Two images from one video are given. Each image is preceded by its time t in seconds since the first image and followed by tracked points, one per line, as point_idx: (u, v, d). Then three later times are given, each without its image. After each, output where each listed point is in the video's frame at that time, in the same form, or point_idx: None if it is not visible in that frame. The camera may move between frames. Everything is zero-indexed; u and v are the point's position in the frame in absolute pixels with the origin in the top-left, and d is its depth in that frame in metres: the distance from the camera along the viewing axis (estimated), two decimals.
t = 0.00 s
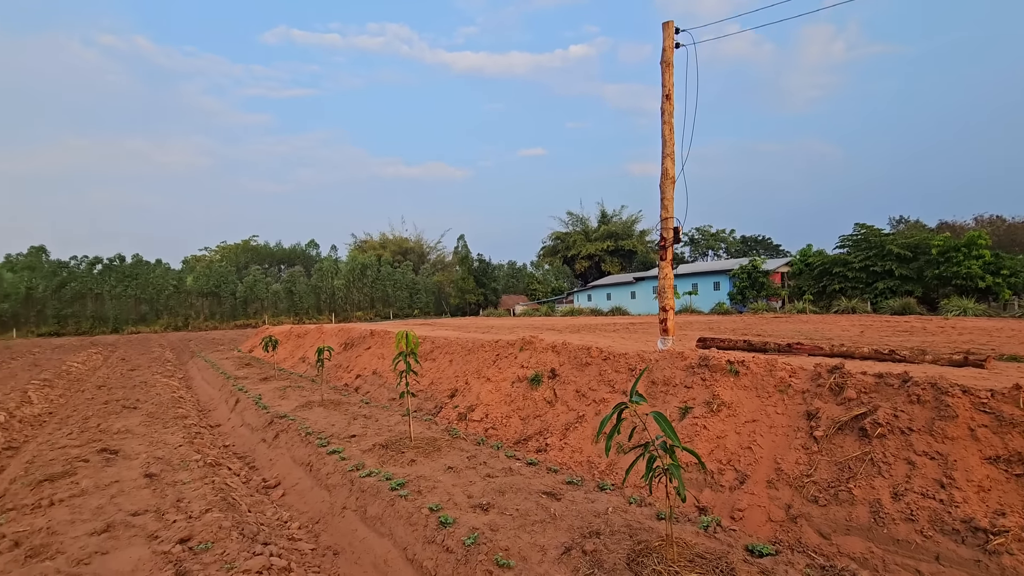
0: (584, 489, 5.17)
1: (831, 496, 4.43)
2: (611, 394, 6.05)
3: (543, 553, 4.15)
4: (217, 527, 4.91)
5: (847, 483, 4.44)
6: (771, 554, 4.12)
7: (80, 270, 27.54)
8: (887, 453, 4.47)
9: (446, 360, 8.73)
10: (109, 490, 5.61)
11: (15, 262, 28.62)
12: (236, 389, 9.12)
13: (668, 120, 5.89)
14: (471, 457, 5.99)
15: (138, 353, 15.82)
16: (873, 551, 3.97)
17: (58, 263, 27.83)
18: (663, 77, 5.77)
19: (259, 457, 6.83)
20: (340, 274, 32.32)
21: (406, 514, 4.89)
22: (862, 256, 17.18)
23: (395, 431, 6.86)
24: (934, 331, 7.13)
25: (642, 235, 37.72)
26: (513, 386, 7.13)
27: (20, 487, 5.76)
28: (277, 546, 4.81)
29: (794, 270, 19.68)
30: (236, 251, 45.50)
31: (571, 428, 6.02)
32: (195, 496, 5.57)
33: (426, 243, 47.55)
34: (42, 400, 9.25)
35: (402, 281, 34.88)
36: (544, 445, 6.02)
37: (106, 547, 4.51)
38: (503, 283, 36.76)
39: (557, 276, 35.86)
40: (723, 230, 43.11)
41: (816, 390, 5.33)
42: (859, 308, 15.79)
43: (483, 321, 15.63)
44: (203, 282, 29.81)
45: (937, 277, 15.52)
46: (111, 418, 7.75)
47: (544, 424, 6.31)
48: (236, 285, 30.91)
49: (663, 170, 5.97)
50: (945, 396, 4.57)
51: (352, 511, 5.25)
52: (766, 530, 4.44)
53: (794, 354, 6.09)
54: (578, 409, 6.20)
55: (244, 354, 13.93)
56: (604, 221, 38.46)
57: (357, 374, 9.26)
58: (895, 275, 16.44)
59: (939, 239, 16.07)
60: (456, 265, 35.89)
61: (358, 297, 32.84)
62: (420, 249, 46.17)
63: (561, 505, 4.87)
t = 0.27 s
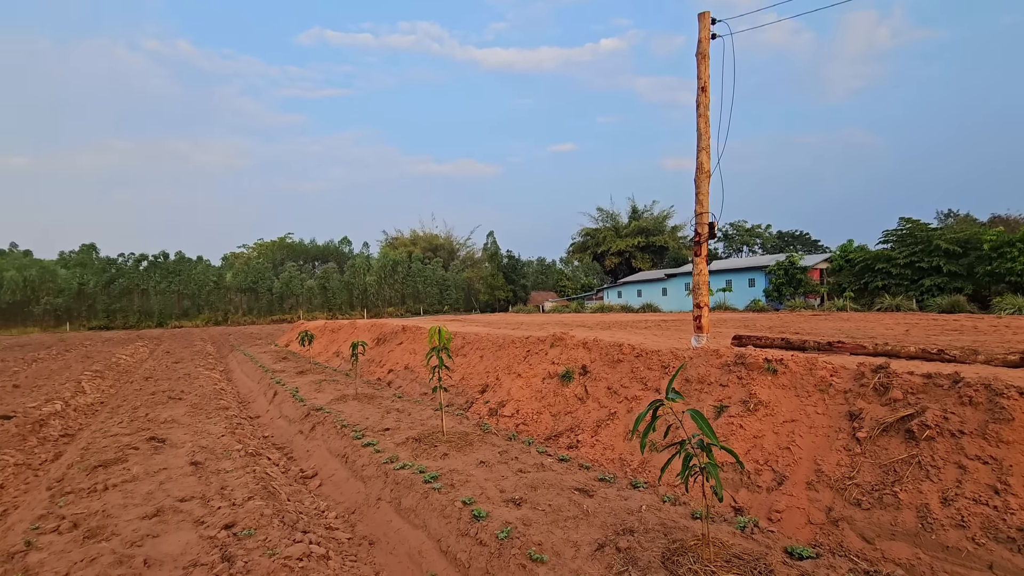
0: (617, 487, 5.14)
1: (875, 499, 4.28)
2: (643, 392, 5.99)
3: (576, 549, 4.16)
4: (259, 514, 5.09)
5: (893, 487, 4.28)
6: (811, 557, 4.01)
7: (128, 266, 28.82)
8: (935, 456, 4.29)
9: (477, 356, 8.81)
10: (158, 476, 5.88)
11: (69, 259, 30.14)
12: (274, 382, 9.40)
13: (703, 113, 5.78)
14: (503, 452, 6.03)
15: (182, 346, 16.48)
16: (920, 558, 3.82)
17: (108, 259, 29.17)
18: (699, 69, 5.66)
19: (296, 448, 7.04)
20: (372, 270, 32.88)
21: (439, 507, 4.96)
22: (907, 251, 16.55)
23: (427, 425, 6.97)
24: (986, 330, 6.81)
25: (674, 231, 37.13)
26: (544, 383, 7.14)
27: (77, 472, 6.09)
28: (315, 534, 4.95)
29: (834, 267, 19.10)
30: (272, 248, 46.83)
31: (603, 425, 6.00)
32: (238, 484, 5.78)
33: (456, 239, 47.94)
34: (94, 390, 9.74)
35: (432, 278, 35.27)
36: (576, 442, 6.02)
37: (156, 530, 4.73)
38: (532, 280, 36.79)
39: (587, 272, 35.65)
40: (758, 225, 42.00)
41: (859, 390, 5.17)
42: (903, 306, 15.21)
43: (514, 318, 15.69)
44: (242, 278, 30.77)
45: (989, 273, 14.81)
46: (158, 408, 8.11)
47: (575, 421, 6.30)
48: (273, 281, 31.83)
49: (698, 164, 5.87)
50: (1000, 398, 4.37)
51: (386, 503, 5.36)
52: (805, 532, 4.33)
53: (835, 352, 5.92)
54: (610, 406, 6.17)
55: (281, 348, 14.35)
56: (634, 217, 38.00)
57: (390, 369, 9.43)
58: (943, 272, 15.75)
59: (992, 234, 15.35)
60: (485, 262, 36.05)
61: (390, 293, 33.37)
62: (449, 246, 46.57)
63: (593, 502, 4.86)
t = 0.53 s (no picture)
0: (648, 485, 5.10)
1: (919, 504, 4.12)
2: (674, 390, 5.93)
3: (607, 546, 4.15)
4: (295, 503, 5.24)
5: (938, 492, 4.11)
6: (851, 561, 3.89)
7: (169, 263, 29.96)
8: (985, 461, 4.10)
9: (505, 352, 8.86)
10: (200, 465, 6.12)
11: (115, 256, 31.53)
12: (307, 376, 9.65)
13: (738, 106, 5.65)
14: (532, 448, 6.05)
15: (221, 340, 17.08)
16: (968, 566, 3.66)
17: (150, 256, 30.38)
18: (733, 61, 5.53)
19: (330, 440, 7.21)
20: (401, 267, 33.34)
21: (470, 501, 5.02)
22: (953, 247, 15.87)
23: (457, 419, 7.05)
24: None
25: (705, 227, 36.48)
26: (573, 379, 7.13)
27: (125, 458, 6.39)
28: (349, 524, 5.07)
29: (873, 263, 18.51)
30: (305, 245, 47.99)
31: (633, 423, 5.96)
32: (275, 474, 5.97)
33: (483, 236, 48.17)
34: (139, 381, 10.18)
35: (460, 274, 35.55)
36: (605, 439, 5.99)
37: (199, 516, 4.93)
38: (559, 276, 36.71)
39: (615, 269, 35.35)
40: (793, 220, 40.84)
41: (903, 391, 4.99)
42: (949, 304, 14.62)
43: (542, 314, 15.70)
44: (276, 274, 31.62)
45: None
46: (199, 399, 8.43)
47: (605, 418, 6.28)
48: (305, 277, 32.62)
49: (732, 158, 5.75)
50: None
51: (417, 495, 5.45)
52: (845, 536, 4.21)
53: (876, 352, 5.72)
54: (640, 403, 6.12)
55: (314, 343, 14.72)
56: (664, 212, 37.48)
57: (419, 364, 9.57)
58: (992, 269, 15.00)
59: None
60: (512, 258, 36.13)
61: (419, 289, 33.79)
62: (477, 242, 46.83)
63: (624, 500, 4.83)
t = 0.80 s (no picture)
0: (678, 483, 5.05)
1: (964, 508, 3.97)
2: (704, 388, 5.85)
3: (637, 543, 4.13)
4: (328, 494, 5.37)
5: (985, 496, 3.94)
6: (891, 565, 3.78)
7: (205, 259, 30.92)
8: None
9: (532, 348, 8.88)
10: (236, 455, 6.32)
11: (154, 252, 32.70)
12: (337, 370, 9.85)
13: (772, 97, 5.52)
14: (559, 444, 6.05)
15: (254, 334, 17.57)
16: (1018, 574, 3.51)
17: (187, 252, 31.38)
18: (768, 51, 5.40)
19: (360, 433, 7.36)
20: (428, 263, 33.66)
21: (498, 495, 5.06)
22: (999, 242, 15.13)
23: (484, 414, 7.10)
24: None
25: (735, 223, 35.78)
26: (600, 376, 7.10)
27: (166, 447, 6.65)
28: (380, 515, 5.17)
29: (914, 260, 17.97)
30: (333, 242, 48.87)
31: (661, 421, 5.90)
32: (308, 465, 6.12)
33: (509, 232, 48.23)
34: (178, 373, 10.55)
35: (486, 270, 35.73)
36: (633, 436, 5.95)
37: (237, 504, 5.09)
38: (585, 272, 36.53)
39: (642, 265, 34.97)
40: (827, 214, 39.74)
41: (946, 392, 4.81)
42: (995, 302, 14.02)
43: (569, 310, 15.66)
44: (306, 270, 32.32)
45: None
46: (235, 391, 8.69)
47: (633, 415, 6.23)
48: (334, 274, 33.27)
49: (766, 151, 5.61)
50: None
51: (446, 489, 5.52)
52: (884, 539, 4.09)
53: (917, 351, 5.53)
54: (668, 401, 6.06)
55: (344, 337, 15.02)
56: (692, 208, 36.87)
57: (446, 359, 9.67)
58: None
59: None
60: (538, 254, 36.10)
61: (444, 285, 34.07)
62: (503, 238, 46.92)
63: (654, 498, 4.80)
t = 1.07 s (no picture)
0: (704, 481, 4.99)
1: (1005, 510, 3.82)
2: (731, 385, 5.76)
3: (663, 540, 4.10)
4: (354, 486, 5.46)
5: None
6: (928, 568, 3.67)
7: (233, 256, 31.67)
8: None
9: (554, 344, 8.86)
10: (266, 447, 6.47)
11: (185, 250, 33.62)
12: (362, 365, 10.00)
13: (802, 88, 5.38)
14: (583, 440, 6.04)
15: (281, 329, 17.95)
16: None
17: (216, 250, 32.20)
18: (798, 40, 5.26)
19: (384, 427, 7.46)
20: (449, 259, 33.87)
21: (522, 490, 5.08)
22: None
23: (507, 410, 7.13)
24: None
25: (762, 217, 35.07)
26: (624, 372, 7.05)
27: (198, 439, 6.85)
28: (406, 508, 5.23)
29: (950, 254, 17.36)
30: (357, 239, 49.54)
31: (687, 418, 5.83)
32: (334, 458, 6.23)
33: (530, 228, 48.18)
34: (209, 367, 10.86)
35: (507, 266, 35.80)
36: (658, 433, 5.90)
37: (267, 495, 5.22)
38: (607, 269, 36.30)
39: (665, 261, 34.58)
40: (857, 209, 38.64)
41: (987, 390, 4.63)
42: None
43: (592, 307, 15.57)
44: (330, 267, 32.84)
45: None
46: (263, 385, 8.90)
47: (657, 412, 6.18)
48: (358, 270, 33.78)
49: (795, 143, 5.48)
50: None
51: (470, 483, 5.56)
52: (920, 541, 3.97)
53: (955, 348, 5.34)
54: (694, 398, 5.99)
55: (368, 333, 15.23)
56: (717, 203, 36.27)
57: (468, 355, 9.72)
58: None
59: None
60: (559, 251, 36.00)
61: (466, 281, 34.24)
62: (524, 235, 46.92)
63: (680, 495, 4.75)
